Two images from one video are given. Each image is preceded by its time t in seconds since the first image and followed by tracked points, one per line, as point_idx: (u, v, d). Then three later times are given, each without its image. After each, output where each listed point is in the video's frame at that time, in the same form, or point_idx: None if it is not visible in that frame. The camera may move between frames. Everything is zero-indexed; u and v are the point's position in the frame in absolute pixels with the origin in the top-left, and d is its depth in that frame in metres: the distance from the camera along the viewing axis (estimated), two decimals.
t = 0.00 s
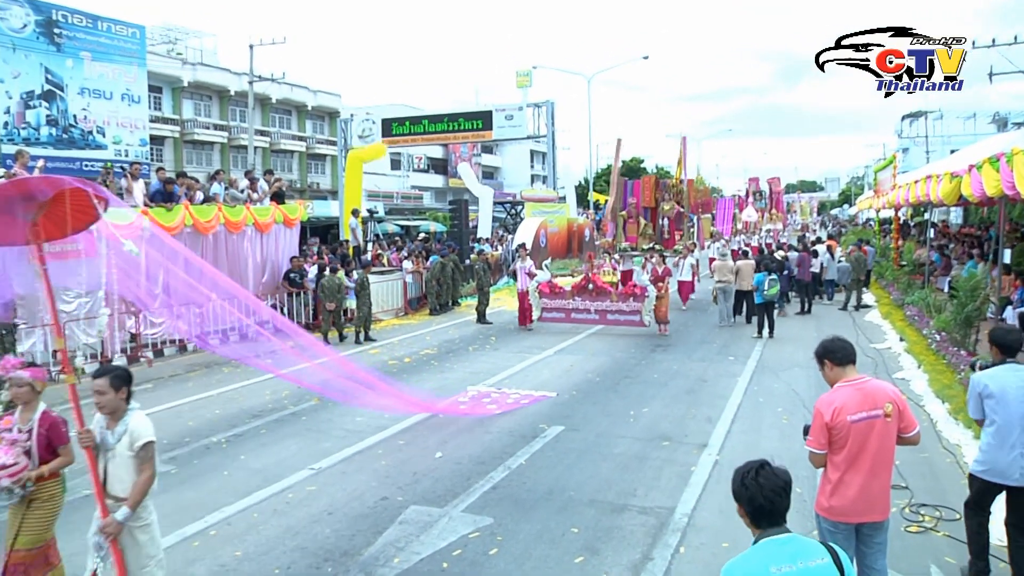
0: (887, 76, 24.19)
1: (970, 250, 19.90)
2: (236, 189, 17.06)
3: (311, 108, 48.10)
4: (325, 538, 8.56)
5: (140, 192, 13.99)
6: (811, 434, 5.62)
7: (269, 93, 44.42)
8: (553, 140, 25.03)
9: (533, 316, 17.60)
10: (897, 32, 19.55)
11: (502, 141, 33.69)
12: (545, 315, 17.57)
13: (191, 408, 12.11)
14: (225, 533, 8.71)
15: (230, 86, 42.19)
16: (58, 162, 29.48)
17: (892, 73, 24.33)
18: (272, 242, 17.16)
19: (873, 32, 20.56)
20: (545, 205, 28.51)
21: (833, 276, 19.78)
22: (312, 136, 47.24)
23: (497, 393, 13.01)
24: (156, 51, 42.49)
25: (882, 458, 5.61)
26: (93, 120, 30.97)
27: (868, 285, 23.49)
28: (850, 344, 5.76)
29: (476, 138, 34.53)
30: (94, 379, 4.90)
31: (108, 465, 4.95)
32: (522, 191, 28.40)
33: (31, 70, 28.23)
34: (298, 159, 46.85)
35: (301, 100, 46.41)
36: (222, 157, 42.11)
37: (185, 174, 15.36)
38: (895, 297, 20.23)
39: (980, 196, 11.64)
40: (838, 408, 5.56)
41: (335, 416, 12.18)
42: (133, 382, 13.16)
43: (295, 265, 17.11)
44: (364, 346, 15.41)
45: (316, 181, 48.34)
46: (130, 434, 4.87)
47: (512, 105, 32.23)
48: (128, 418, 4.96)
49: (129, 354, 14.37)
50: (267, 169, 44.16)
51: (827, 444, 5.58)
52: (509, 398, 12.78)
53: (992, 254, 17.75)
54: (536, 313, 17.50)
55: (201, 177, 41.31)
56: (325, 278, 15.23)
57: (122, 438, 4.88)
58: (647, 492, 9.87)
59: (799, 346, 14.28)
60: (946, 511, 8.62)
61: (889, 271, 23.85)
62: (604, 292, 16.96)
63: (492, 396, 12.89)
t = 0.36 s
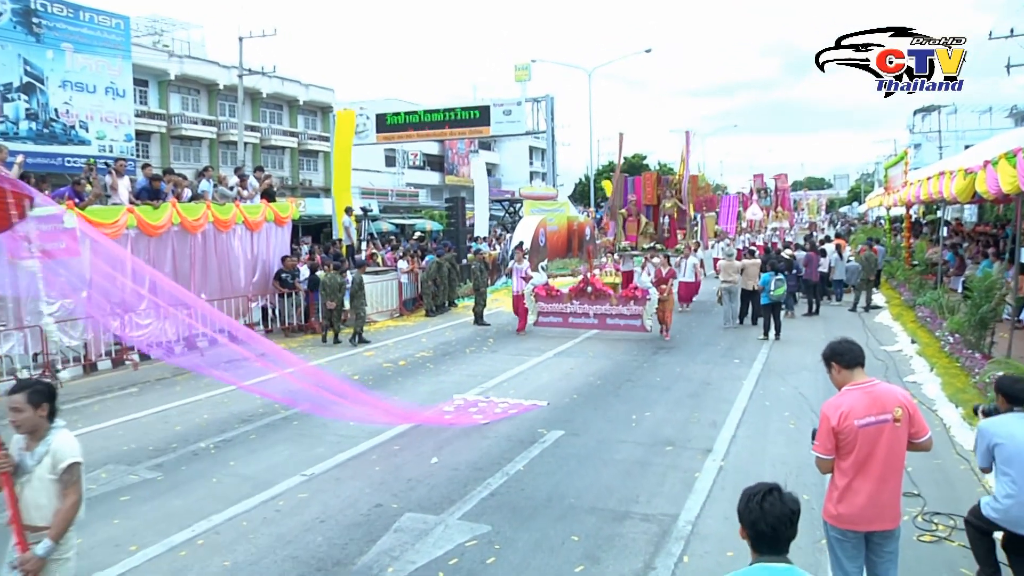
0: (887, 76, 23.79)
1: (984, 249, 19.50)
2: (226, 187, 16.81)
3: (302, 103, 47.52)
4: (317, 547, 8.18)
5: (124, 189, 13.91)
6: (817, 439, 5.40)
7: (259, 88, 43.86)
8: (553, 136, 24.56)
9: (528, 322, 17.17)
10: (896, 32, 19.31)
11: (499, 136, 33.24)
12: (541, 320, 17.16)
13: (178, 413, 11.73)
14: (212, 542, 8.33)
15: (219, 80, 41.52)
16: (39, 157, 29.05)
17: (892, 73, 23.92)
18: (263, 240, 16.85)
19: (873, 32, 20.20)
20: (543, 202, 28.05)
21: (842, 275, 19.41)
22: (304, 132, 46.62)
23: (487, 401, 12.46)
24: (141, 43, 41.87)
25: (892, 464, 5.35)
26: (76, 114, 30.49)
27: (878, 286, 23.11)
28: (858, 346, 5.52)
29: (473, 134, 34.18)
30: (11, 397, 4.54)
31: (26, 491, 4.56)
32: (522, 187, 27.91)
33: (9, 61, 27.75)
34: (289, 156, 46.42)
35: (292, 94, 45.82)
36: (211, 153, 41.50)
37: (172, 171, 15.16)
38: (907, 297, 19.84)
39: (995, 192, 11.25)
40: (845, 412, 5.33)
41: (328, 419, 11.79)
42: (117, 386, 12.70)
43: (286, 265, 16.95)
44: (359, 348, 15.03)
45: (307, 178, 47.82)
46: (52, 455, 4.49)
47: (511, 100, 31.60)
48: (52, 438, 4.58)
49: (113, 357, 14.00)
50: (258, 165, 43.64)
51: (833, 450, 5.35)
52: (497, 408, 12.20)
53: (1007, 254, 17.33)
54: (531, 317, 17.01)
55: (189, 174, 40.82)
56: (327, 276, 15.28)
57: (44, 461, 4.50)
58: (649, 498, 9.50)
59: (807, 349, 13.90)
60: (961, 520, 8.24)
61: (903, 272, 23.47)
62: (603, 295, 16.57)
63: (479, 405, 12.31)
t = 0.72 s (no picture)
0: (887, 76, 23.39)
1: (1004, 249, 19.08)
2: (216, 182, 16.27)
3: (295, 97, 46.98)
4: (310, 557, 7.78)
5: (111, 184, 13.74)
6: (827, 444, 5.15)
7: (249, 81, 43.31)
8: (554, 132, 24.01)
9: (524, 326, 16.32)
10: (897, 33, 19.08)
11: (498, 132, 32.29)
12: (539, 324, 16.39)
13: (166, 418, 11.32)
14: (200, 552, 7.92)
15: (207, 72, 41.09)
16: (19, 152, 28.65)
17: (892, 74, 23.52)
18: (255, 239, 16.56)
19: (872, 32, 19.86)
20: (544, 200, 27.61)
21: (853, 275, 18.94)
22: (296, 128, 45.99)
23: (477, 411, 11.81)
24: (127, 33, 41.36)
25: (907, 470, 5.08)
26: (57, 108, 30.04)
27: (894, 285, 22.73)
28: (868, 349, 5.27)
29: (472, 130, 33.02)
30: None
31: None
32: (522, 184, 27.46)
33: None
34: (281, 151, 45.88)
35: (284, 88, 45.23)
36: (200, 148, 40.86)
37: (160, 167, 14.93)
38: (922, 297, 19.42)
39: (1015, 188, 10.88)
40: (856, 416, 5.08)
41: (322, 424, 11.35)
42: (102, 390, 12.20)
43: (279, 264, 16.44)
44: (354, 350, 14.62)
45: (300, 175, 47.23)
46: None
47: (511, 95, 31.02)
48: None
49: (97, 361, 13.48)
50: (249, 161, 43.11)
51: (844, 456, 5.10)
52: (484, 421, 11.50)
53: None
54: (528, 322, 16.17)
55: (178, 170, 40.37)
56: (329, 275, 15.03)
57: None
58: (654, 506, 9.09)
59: (817, 352, 13.47)
60: (981, 530, 7.84)
61: (915, 271, 22.98)
62: (605, 298, 15.75)
63: (464, 416, 11.62)
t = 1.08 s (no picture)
0: (887, 77, 22.79)
1: None
2: (199, 177, 15.77)
3: (282, 87, 44.93)
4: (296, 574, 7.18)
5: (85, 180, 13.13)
6: (843, 454, 4.64)
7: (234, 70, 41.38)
8: (553, 124, 23.50)
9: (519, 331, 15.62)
10: (897, 32, 18.50)
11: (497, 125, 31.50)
12: (532, 328, 15.53)
13: (146, 427, 10.69)
14: (180, 569, 7.32)
15: (190, 61, 39.58)
16: None
17: (893, 74, 22.89)
18: (240, 237, 15.96)
19: (873, 33, 19.30)
20: (545, 197, 27.07)
21: (871, 276, 18.53)
22: (283, 120, 44.22)
23: (462, 424, 11.00)
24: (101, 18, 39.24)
25: (930, 482, 4.56)
26: (26, 98, 27.59)
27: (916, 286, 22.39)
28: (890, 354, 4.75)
29: (469, 121, 32.23)
30: None
31: None
32: (522, 181, 26.77)
33: None
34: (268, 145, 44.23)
35: (270, 78, 43.22)
36: (181, 142, 39.33)
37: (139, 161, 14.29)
38: (945, 298, 18.84)
39: None
40: (874, 424, 4.55)
41: (311, 431, 10.70)
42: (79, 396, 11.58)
43: (265, 264, 15.92)
44: (345, 353, 14.00)
45: (287, 170, 45.39)
46: None
47: (510, 85, 30.07)
48: None
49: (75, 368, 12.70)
50: (234, 156, 41.41)
51: (860, 467, 4.59)
52: (467, 436, 10.68)
53: None
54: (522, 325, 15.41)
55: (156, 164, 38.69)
56: (330, 273, 14.58)
57: None
58: (661, 519, 8.51)
59: (833, 356, 12.86)
60: (1010, 547, 7.26)
61: (941, 272, 22.38)
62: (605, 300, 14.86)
63: (445, 431, 10.78)
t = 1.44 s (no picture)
0: (886, 77, 22.22)
1: None
2: (181, 173, 15.21)
3: (269, 78, 43.05)
4: None
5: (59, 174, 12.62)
6: (859, 465, 4.33)
7: (218, 60, 39.51)
8: (554, 116, 22.93)
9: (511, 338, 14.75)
10: (897, 32, 17.15)
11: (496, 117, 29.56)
12: (524, 336, 14.67)
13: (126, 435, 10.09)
14: None
15: (172, 49, 37.84)
16: None
17: (892, 74, 22.31)
18: (225, 235, 15.41)
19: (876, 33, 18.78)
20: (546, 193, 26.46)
21: (890, 276, 18.04)
22: (270, 112, 42.47)
23: (447, 438, 10.29)
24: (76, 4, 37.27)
25: (955, 496, 4.20)
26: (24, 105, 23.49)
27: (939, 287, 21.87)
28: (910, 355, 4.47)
29: (466, 114, 30.08)
30: None
31: None
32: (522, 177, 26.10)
33: None
34: (255, 137, 42.47)
35: (256, 68, 41.40)
36: (162, 135, 37.73)
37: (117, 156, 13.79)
38: (968, 300, 18.24)
39: None
40: (892, 433, 4.23)
41: (301, 440, 10.13)
42: (54, 404, 10.97)
43: (251, 263, 15.30)
44: (336, 357, 13.46)
45: (275, 164, 43.62)
46: None
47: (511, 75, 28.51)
48: None
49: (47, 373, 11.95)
50: (217, 150, 39.43)
51: (878, 477, 4.26)
52: (450, 452, 9.92)
53: None
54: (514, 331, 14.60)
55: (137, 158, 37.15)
56: (327, 274, 13.99)
57: None
58: (668, 532, 7.97)
59: (849, 360, 12.32)
60: None
61: (966, 272, 21.87)
62: (605, 306, 14.11)
63: (428, 446, 10.04)
